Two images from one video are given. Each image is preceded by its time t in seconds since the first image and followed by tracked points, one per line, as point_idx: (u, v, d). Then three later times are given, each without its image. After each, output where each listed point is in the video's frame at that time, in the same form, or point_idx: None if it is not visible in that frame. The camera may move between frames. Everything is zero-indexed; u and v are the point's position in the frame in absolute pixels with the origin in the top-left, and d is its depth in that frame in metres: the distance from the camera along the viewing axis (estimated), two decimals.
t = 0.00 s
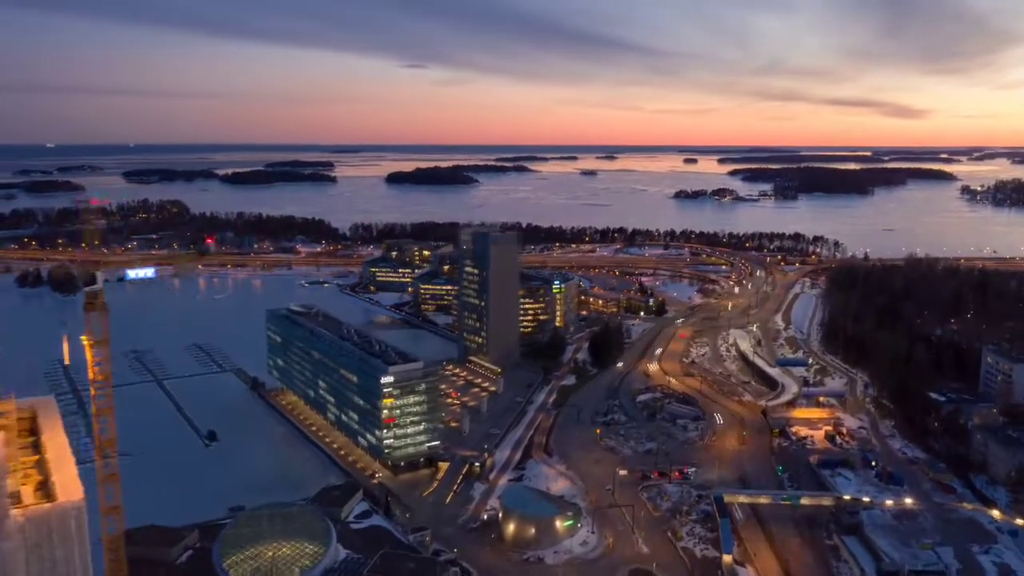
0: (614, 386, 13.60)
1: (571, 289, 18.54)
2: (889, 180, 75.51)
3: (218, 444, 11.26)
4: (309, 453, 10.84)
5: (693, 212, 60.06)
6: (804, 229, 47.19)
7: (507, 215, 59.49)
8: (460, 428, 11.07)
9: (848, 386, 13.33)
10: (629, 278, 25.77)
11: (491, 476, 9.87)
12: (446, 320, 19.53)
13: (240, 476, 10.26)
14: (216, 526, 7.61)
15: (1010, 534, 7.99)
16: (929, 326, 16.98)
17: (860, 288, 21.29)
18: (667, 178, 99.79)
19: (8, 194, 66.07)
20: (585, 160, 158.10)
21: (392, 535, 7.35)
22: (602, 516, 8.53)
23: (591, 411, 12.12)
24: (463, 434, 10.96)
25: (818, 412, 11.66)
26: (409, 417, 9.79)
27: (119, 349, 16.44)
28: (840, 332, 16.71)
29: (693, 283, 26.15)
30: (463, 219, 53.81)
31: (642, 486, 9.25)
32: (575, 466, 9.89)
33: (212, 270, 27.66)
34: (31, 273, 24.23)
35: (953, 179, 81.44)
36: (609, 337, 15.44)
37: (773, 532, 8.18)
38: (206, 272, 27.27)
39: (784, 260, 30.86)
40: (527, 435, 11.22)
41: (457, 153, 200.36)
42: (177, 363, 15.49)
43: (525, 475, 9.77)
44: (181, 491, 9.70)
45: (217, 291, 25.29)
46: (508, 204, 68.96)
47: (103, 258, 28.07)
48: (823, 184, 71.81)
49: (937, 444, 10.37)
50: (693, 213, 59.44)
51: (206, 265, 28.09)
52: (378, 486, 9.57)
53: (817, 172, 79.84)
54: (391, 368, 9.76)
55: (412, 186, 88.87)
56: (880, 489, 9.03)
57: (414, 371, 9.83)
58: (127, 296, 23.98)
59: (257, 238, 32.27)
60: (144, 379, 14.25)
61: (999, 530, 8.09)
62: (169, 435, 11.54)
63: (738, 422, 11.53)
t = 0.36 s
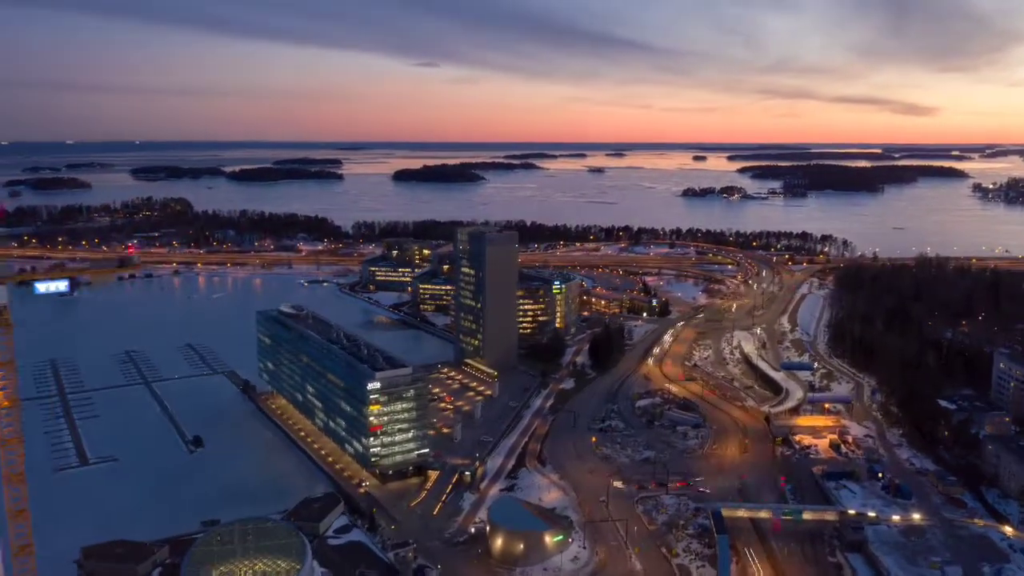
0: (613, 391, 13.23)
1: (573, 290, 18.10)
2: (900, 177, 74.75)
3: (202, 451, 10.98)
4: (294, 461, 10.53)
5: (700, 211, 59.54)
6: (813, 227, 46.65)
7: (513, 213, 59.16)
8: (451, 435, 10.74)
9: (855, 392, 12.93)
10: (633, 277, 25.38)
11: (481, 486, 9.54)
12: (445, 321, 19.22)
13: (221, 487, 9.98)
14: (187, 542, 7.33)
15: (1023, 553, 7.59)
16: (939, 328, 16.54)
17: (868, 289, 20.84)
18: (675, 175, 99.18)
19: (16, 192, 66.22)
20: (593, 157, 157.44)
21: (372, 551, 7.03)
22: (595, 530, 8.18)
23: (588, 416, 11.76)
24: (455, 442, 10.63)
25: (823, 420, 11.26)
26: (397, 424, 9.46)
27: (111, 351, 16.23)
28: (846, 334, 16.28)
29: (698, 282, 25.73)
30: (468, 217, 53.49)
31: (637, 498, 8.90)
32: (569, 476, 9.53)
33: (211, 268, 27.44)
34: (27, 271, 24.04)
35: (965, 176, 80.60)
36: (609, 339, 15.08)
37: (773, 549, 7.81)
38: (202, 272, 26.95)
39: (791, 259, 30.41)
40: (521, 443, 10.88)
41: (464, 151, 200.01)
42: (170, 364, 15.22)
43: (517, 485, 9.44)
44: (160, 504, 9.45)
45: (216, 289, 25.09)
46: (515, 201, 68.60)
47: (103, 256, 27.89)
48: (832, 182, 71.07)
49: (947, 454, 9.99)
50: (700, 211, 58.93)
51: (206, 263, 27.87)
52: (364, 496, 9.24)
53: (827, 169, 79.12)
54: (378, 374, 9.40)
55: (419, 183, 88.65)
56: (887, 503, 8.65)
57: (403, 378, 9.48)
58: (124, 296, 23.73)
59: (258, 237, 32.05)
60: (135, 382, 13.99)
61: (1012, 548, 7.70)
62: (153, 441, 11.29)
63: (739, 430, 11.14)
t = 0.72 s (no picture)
0: (612, 396, 12.80)
1: (574, 290, 17.68)
2: (912, 175, 73.85)
3: (185, 458, 10.65)
4: (278, 469, 10.17)
5: (709, 208, 58.97)
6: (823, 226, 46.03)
7: (520, 210, 58.74)
8: (441, 443, 10.35)
9: (862, 399, 12.47)
10: (637, 277, 24.96)
11: (469, 497, 9.15)
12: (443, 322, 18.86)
13: (200, 495, 9.63)
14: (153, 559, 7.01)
15: None
16: (951, 332, 16.03)
17: (879, 290, 20.31)
18: (684, 172, 98.49)
19: (23, 188, 66.37)
20: (602, 154, 156.63)
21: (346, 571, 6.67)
22: (584, 547, 7.79)
23: (584, 423, 11.34)
24: (444, 450, 10.24)
25: (829, 429, 10.81)
26: (382, 433, 9.08)
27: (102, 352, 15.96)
28: (855, 337, 15.79)
29: (705, 282, 25.28)
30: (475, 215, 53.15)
31: (631, 512, 8.50)
32: (561, 488, 9.13)
33: (211, 266, 27.18)
34: (24, 269, 23.80)
35: (979, 173, 79.54)
36: (609, 342, 14.65)
37: (773, 568, 7.40)
38: (201, 270, 26.69)
39: (800, 259, 29.89)
40: (514, 451, 10.48)
41: (474, 148, 199.21)
42: (160, 365, 14.90)
43: (506, 497, 9.05)
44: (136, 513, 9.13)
45: (215, 288, 24.83)
46: (522, 199, 68.24)
47: (102, 254, 27.69)
48: (844, 179, 70.25)
49: (958, 466, 9.56)
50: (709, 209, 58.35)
51: (206, 261, 27.62)
52: (346, 507, 8.87)
53: (839, 166, 78.27)
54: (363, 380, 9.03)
55: (426, 181, 88.36)
56: (895, 520, 8.21)
57: (388, 385, 9.10)
58: (121, 294, 23.44)
59: (260, 235, 31.81)
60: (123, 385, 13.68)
61: None
62: (135, 446, 10.99)
63: (742, 439, 10.70)
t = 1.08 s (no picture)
0: (610, 402, 12.40)
1: (575, 291, 17.27)
2: (926, 171, 72.88)
3: (167, 465, 10.34)
4: (261, 479, 9.85)
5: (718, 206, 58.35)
6: (834, 224, 45.36)
7: (527, 207, 58.32)
8: (430, 452, 9.98)
9: (870, 407, 12.01)
10: (642, 277, 24.52)
11: (456, 509, 8.78)
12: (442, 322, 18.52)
13: (180, 506, 9.32)
14: None
15: None
16: (965, 336, 15.52)
17: (890, 292, 19.78)
18: (694, 169, 97.71)
19: (32, 185, 66.46)
20: (612, 150, 155.76)
21: None
22: (573, 566, 7.40)
23: (580, 430, 10.95)
24: (433, 460, 9.87)
25: (835, 438, 10.37)
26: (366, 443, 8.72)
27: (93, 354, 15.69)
28: (863, 340, 15.31)
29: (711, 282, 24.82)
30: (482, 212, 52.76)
31: (624, 528, 8.11)
32: (552, 501, 8.74)
33: (211, 264, 26.93)
34: (23, 267, 23.65)
35: (994, 170, 78.45)
36: (609, 345, 14.24)
37: None
38: (201, 268, 26.43)
39: (809, 258, 29.34)
40: (505, 460, 10.10)
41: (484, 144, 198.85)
42: (150, 367, 14.59)
43: (495, 510, 8.67)
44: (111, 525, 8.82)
45: (214, 286, 24.58)
46: (529, 196, 67.82)
47: (103, 252, 27.54)
48: (856, 176, 69.39)
49: (970, 480, 9.14)
50: (719, 206, 57.70)
51: (206, 259, 27.41)
52: (327, 520, 8.51)
53: (851, 163, 77.33)
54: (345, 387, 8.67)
55: (434, 177, 88.04)
56: (902, 539, 7.79)
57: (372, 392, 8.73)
58: (118, 293, 23.17)
59: (262, 232, 31.57)
60: (110, 388, 13.37)
61: None
62: (117, 453, 10.70)
63: (743, 449, 10.28)
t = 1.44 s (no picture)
0: (608, 407, 12.04)
1: (575, 292, 16.92)
2: (939, 169, 71.98)
3: (150, 472, 10.07)
4: (245, 487, 9.56)
5: (727, 204, 57.77)
6: (845, 222, 44.72)
7: (534, 205, 57.92)
8: (419, 460, 9.66)
9: (878, 414, 11.62)
10: (647, 276, 24.11)
11: (444, 521, 8.46)
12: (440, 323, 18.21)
13: (159, 515, 9.04)
14: None
15: None
16: (977, 339, 15.07)
17: (900, 293, 19.32)
18: (704, 166, 96.97)
19: (39, 182, 66.51)
20: (622, 148, 154.85)
21: None
22: None
23: (576, 438, 10.60)
24: (422, 468, 9.55)
25: (840, 447, 9.98)
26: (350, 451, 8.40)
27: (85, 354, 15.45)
28: (871, 342, 14.87)
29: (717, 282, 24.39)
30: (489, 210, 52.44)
31: (617, 543, 7.76)
32: (542, 514, 8.41)
33: (211, 262, 26.70)
34: (22, 265, 23.50)
35: (1008, 167, 77.41)
36: (609, 348, 13.87)
37: None
38: (201, 266, 26.21)
39: (818, 257, 28.85)
40: (497, 469, 9.77)
41: (493, 140, 198.55)
42: (141, 369, 14.33)
43: (483, 522, 8.35)
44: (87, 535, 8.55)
45: (213, 285, 24.35)
46: (536, 193, 67.44)
47: (103, 250, 27.38)
48: (867, 173, 68.55)
49: (981, 493, 8.80)
50: (728, 204, 57.12)
51: (207, 257, 27.20)
52: (309, 532, 8.20)
53: (862, 160, 76.46)
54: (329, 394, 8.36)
55: (442, 174, 87.76)
56: (908, 558, 7.42)
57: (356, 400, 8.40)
58: (117, 292, 22.96)
59: (264, 230, 31.36)
60: (100, 390, 13.13)
61: None
62: (100, 459, 10.43)
63: (744, 458, 9.90)
